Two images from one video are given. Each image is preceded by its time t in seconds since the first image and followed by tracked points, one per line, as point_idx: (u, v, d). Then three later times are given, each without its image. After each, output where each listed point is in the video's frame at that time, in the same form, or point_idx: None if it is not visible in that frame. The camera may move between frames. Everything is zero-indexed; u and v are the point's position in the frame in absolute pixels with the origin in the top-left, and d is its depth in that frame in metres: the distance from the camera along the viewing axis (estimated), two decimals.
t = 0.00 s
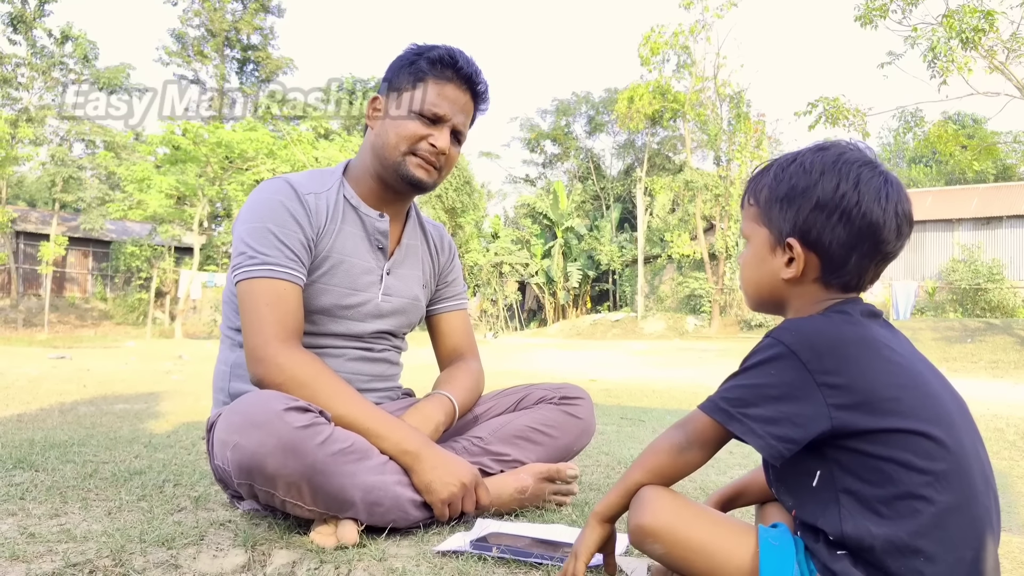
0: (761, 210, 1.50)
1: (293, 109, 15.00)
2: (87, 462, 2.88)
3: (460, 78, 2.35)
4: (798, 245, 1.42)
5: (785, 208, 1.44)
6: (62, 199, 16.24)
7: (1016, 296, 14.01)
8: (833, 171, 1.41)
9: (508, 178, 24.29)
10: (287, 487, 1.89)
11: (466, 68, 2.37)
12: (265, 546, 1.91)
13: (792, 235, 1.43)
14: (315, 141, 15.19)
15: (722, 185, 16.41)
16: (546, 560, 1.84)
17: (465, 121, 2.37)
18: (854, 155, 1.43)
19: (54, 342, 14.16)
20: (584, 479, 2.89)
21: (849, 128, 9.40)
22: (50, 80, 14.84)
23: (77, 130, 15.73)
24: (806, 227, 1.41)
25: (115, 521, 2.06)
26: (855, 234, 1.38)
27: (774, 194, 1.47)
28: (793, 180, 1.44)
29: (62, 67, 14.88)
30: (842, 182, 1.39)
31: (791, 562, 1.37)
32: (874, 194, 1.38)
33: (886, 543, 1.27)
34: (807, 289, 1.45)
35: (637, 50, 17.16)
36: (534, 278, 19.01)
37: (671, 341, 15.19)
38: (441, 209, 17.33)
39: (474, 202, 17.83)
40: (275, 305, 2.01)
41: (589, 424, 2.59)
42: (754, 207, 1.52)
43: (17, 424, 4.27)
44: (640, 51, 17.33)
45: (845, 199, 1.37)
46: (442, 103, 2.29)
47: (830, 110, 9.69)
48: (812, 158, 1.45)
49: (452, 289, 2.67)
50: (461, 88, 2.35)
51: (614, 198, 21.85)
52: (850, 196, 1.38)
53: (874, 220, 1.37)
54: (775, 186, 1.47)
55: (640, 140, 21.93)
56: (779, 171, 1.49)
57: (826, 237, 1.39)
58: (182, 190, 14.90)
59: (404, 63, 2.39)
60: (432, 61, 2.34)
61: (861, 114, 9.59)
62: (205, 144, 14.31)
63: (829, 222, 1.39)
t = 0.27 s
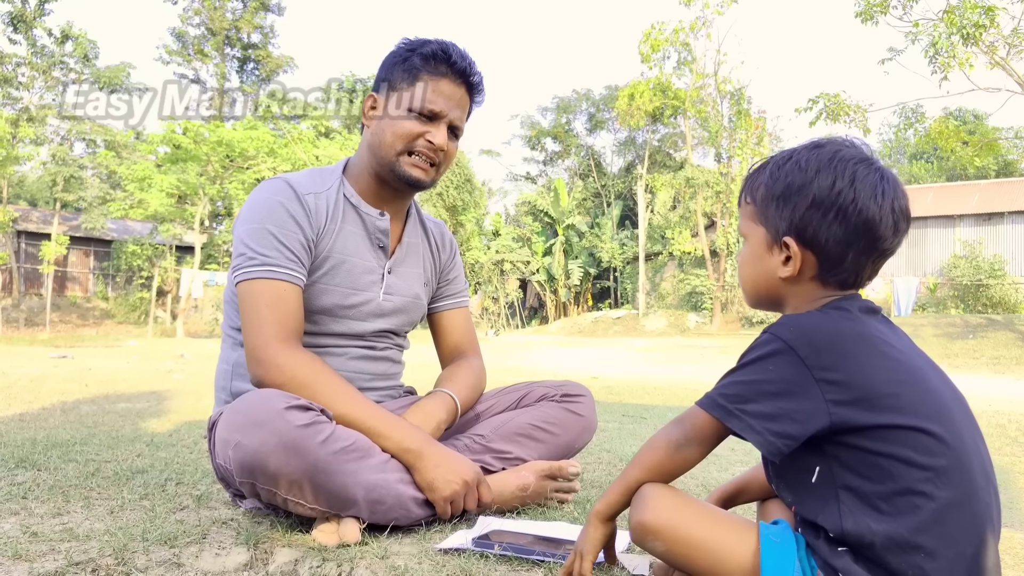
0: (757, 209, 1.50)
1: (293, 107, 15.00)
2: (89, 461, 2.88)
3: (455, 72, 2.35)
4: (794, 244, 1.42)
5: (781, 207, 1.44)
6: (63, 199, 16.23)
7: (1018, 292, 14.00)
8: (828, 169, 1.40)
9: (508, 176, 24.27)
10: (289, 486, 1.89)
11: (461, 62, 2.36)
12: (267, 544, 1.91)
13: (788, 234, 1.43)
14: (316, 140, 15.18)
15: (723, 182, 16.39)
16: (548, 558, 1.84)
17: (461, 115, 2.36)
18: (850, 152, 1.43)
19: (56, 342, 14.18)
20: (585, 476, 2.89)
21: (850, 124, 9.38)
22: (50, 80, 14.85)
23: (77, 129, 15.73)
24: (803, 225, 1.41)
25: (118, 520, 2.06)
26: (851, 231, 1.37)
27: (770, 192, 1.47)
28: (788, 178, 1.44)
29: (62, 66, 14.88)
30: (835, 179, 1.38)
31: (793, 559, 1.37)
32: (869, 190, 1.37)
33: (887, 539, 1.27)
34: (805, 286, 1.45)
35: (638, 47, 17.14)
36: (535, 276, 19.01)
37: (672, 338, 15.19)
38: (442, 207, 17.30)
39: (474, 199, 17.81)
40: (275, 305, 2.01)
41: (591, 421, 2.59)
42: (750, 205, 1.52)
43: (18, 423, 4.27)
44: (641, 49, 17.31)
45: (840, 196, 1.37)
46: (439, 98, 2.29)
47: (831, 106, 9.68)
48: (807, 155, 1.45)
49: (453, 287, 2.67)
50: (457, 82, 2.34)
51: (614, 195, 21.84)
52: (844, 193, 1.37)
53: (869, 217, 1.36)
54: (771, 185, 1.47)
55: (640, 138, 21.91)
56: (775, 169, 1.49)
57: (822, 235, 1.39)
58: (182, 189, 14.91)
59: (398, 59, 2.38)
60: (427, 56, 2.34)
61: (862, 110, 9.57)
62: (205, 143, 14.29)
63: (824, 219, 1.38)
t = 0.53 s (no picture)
0: (753, 212, 1.50)
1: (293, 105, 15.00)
2: (90, 460, 2.88)
3: (450, 68, 2.35)
4: (789, 246, 1.42)
5: (775, 211, 1.44)
6: (64, 198, 16.22)
7: (1018, 289, 13.99)
8: (820, 170, 1.40)
9: (508, 175, 24.26)
10: (290, 484, 1.89)
11: (456, 59, 2.36)
12: (269, 543, 1.91)
13: (783, 237, 1.43)
14: (316, 138, 15.17)
15: (723, 179, 16.38)
16: (550, 556, 1.84)
17: (457, 111, 2.36)
18: (842, 152, 1.42)
19: (57, 341, 14.18)
20: (586, 474, 2.89)
21: (850, 121, 9.37)
22: (51, 79, 14.84)
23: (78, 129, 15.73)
24: (797, 227, 1.41)
25: (119, 519, 2.06)
26: (846, 233, 1.37)
27: (765, 195, 1.47)
28: (781, 180, 1.44)
29: (62, 66, 14.89)
30: (826, 180, 1.38)
31: (793, 556, 1.36)
32: (862, 190, 1.36)
33: (886, 536, 1.27)
34: (802, 288, 1.45)
35: (638, 45, 17.13)
36: (535, 274, 19.00)
37: (673, 336, 15.19)
38: (442, 206, 17.29)
39: (475, 198, 17.80)
40: (275, 306, 2.00)
41: (592, 419, 2.59)
42: (745, 207, 1.52)
43: (19, 423, 4.27)
44: (641, 46, 17.29)
45: (832, 197, 1.36)
46: (435, 95, 2.29)
47: (831, 103, 9.67)
48: (800, 157, 1.44)
49: (453, 286, 2.67)
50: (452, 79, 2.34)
51: (615, 193, 21.84)
52: (835, 195, 1.36)
53: (860, 218, 1.36)
54: (765, 187, 1.47)
55: (641, 135, 21.90)
56: (769, 170, 1.48)
57: (816, 237, 1.39)
58: (183, 188, 14.92)
59: (392, 58, 2.38)
60: (421, 53, 2.34)
61: (863, 107, 9.56)
62: (205, 142, 14.28)
63: (817, 222, 1.38)
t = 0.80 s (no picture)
0: (753, 212, 1.50)
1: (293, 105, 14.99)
2: (91, 460, 2.88)
3: (448, 68, 2.35)
4: (790, 246, 1.42)
5: (776, 210, 1.44)
6: (63, 198, 16.23)
7: (1018, 286, 14.00)
8: (821, 171, 1.40)
9: (508, 173, 24.26)
10: (290, 483, 1.89)
11: (454, 58, 2.36)
12: (269, 542, 1.91)
13: (783, 237, 1.43)
14: (315, 137, 15.16)
15: (723, 178, 16.38)
16: (551, 554, 1.84)
17: (456, 110, 2.36)
18: (844, 153, 1.42)
19: (57, 341, 14.19)
20: (586, 473, 2.89)
21: (850, 119, 9.37)
22: (50, 79, 14.83)
23: (77, 129, 15.72)
24: (797, 228, 1.41)
25: (120, 519, 2.06)
26: (847, 233, 1.37)
27: (766, 194, 1.47)
28: (782, 180, 1.44)
29: (61, 65, 14.89)
30: (828, 181, 1.38)
31: (794, 554, 1.36)
32: (863, 190, 1.36)
33: (885, 534, 1.27)
34: (802, 287, 1.46)
35: (637, 44, 17.12)
36: (535, 273, 19.00)
37: (673, 334, 15.20)
38: (442, 204, 17.30)
39: (475, 197, 17.78)
40: (275, 306, 2.01)
41: (592, 418, 2.59)
42: (746, 206, 1.52)
43: (20, 423, 4.27)
44: (640, 45, 17.29)
45: (833, 198, 1.37)
46: (434, 95, 2.29)
47: (831, 102, 9.66)
48: (801, 156, 1.44)
49: (453, 285, 2.67)
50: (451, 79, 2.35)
51: (615, 191, 21.84)
52: (837, 195, 1.37)
53: (861, 220, 1.36)
54: (765, 187, 1.47)
55: (640, 134, 21.90)
56: (769, 170, 1.48)
57: (818, 238, 1.39)
58: (183, 188, 14.92)
59: (391, 57, 2.38)
60: (418, 53, 2.34)
61: (862, 105, 9.56)
62: (205, 142, 14.28)
63: (818, 223, 1.39)
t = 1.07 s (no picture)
0: (755, 210, 1.50)
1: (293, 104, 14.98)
2: (91, 460, 2.88)
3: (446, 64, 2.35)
4: (793, 244, 1.42)
5: (778, 208, 1.44)
6: (63, 197, 16.23)
7: (1018, 284, 14.00)
8: (824, 169, 1.40)
9: (508, 172, 24.25)
10: (290, 483, 1.89)
11: (452, 56, 2.36)
12: (269, 542, 1.91)
13: (787, 235, 1.43)
14: (315, 136, 15.15)
15: (723, 176, 16.38)
16: (550, 554, 1.85)
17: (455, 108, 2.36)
18: (846, 152, 1.42)
19: (56, 340, 14.20)
20: (586, 472, 2.89)
21: (849, 117, 9.37)
22: (49, 78, 14.82)
23: (77, 128, 15.73)
24: (800, 226, 1.41)
25: (120, 518, 2.06)
26: (848, 231, 1.37)
27: (768, 193, 1.47)
28: (785, 179, 1.44)
29: (61, 65, 14.89)
30: (831, 180, 1.38)
31: (793, 553, 1.37)
32: (866, 189, 1.37)
33: (885, 531, 1.27)
34: (802, 286, 1.45)
35: (637, 42, 17.12)
36: (535, 272, 19.00)
37: (673, 333, 15.20)
38: (442, 204, 17.32)
39: (474, 196, 17.79)
40: (274, 306, 2.01)
41: (592, 417, 2.58)
42: (747, 204, 1.52)
43: (19, 423, 4.27)
44: (640, 43, 17.29)
45: (836, 196, 1.37)
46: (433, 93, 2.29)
47: (830, 100, 9.66)
48: (803, 155, 1.44)
49: (453, 283, 2.67)
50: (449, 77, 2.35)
51: (614, 190, 21.85)
52: (840, 195, 1.37)
53: (865, 220, 1.36)
54: (768, 185, 1.47)
55: (640, 132, 21.90)
56: (772, 168, 1.48)
57: (822, 237, 1.39)
58: (182, 187, 14.91)
59: (389, 57, 2.38)
60: (415, 53, 2.34)
61: (862, 104, 9.56)
62: (205, 141, 14.28)
63: (822, 222, 1.38)
